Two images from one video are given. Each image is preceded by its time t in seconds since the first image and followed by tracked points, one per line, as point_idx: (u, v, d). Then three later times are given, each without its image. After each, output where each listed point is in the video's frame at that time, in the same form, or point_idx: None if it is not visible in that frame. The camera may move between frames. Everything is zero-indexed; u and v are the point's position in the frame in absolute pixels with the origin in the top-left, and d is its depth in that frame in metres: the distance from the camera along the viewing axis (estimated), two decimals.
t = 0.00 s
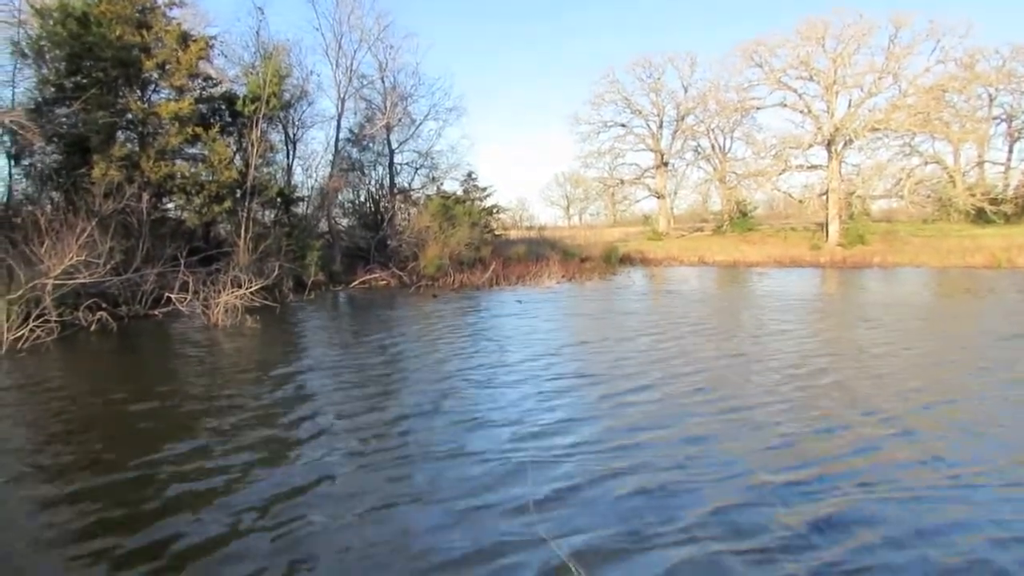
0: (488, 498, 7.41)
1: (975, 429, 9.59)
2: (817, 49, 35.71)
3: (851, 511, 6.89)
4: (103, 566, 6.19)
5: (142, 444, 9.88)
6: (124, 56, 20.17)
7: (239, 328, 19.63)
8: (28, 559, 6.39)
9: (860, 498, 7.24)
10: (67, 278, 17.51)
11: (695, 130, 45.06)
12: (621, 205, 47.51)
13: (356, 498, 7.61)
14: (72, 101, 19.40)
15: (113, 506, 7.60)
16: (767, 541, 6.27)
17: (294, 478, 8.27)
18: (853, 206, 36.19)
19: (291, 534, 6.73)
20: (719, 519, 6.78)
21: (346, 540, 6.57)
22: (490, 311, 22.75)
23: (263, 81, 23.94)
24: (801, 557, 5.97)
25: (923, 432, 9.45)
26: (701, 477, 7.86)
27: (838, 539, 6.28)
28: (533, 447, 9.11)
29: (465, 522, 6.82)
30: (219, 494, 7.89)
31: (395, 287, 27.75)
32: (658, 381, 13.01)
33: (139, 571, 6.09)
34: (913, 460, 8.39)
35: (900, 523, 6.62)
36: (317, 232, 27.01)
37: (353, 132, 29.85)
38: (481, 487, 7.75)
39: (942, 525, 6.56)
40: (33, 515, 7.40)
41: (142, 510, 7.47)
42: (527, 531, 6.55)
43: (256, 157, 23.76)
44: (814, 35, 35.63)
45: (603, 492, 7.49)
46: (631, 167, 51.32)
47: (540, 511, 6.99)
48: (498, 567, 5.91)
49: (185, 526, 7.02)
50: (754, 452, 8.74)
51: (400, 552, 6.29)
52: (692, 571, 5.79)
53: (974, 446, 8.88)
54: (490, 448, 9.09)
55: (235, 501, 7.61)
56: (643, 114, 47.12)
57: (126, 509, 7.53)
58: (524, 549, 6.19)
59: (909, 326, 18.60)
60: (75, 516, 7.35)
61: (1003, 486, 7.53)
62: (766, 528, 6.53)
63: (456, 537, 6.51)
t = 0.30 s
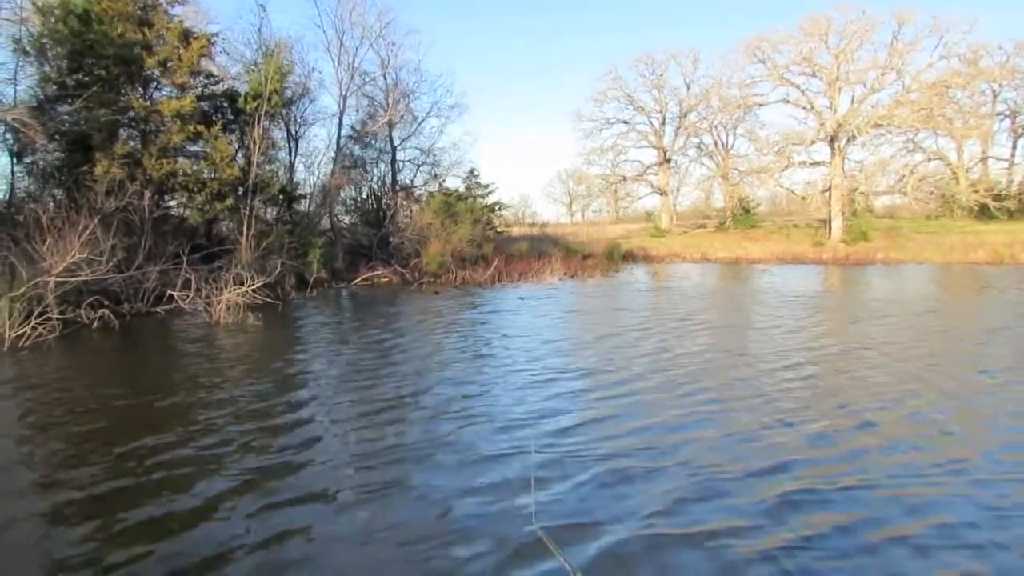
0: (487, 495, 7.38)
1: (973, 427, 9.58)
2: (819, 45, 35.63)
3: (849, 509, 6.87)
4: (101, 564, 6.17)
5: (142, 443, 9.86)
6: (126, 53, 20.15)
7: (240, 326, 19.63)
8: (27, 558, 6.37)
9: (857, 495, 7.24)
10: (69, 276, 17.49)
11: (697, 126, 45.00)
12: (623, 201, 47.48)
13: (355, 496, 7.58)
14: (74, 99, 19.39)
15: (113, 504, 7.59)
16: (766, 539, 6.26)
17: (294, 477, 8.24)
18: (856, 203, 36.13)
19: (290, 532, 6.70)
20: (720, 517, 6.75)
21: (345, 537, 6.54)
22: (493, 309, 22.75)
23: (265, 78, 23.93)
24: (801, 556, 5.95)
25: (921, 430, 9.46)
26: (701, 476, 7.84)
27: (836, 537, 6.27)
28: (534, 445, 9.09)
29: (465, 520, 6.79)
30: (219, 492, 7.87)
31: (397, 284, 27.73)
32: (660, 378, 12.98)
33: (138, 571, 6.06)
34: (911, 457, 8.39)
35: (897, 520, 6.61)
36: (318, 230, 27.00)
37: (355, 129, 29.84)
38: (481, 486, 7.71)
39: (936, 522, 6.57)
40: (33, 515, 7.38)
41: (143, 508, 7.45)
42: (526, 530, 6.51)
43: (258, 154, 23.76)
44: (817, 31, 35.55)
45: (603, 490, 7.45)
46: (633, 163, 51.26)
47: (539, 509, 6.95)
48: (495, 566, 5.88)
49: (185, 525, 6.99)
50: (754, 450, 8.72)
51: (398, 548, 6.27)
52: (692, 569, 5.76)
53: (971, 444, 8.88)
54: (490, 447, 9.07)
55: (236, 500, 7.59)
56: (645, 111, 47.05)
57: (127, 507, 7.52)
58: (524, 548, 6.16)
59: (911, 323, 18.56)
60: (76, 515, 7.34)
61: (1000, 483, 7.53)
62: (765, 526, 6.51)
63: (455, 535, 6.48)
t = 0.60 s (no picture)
0: (487, 493, 7.33)
1: (976, 426, 9.54)
2: (823, 44, 35.61)
3: (851, 508, 6.82)
4: (100, 559, 6.13)
5: (143, 440, 9.83)
6: (129, 51, 20.18)
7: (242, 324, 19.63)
8: (26, 552, 6.33)
9: (859, 494, 7.20)
10: (71, 273, 17.48)
11: (701, 125, 44.97)
12: (627, 201, 47.47)
13: (355, 494, 7.53)
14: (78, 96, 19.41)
15: (113, 500, 7.55)
16: (764, 536, 6.24)
17: (294, 475, 8.21)
18: (860, 202, 36.08)
19: (289, 529, 6.65)
20: (721, 515, 6.71)
21: (344, 535, 6.49)
22: (495, 307, 22.74)
23: (267, 76, 23.95)
24: (803, 554, 5.90)
25: (922, 429, 9.45)
26: (703, 475, 7.79)
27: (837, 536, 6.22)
28: (535, 444, 9.04)
29: (465, 518, 6.74)
30: (219, 488, 7.83)
31: (399, 283, 27.73)
32: (662, 378, 12.93)
33: (136, 567, 6.01)
34: (913, 456, 8.35)
35: (899, 518, 6.57)
36: (321, 228, 27.01)
37: (358, 127, 29.89)
38: (481, 483, 7.71)
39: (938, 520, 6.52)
40: (32, 510, 7.35)
41: (142, 504, 7.41)
42: (526, 527, 6.49)
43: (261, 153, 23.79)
44: (821, 30, 35.51)
45: (604, 489, 7.40)
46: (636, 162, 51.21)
47: (540, 508, 6.90)
48: (495, 564, 5.83)
49: (184, 521, 6.95)
50: (756, 449, 8.69)
51: (397, 546, 6.22)
52: (693, 567, 5.70)
53: (974, 443, 8.83)
54: (491, 445, 9.01)
55: (236, 497, 7.55)
56: (648, 110, 47.04)
57: (126, 503, 7.48)
58: (524, 545, 6.11)
59: (914, 323, 18.50)
60: (76, 511, 7.31)
61: (1002, 481, 7.49)
62: (766, 525, 6.46)
63: (454, 533, 6.42)
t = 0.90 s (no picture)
0: (492, 491, 7.29)
1: (978, 425, 9.52)
2: (824, 46, 35.69)
3: (856, 506, 6.79)
4: (102, 556, 6.13)
5: (145, 438, 9.78)
6: (131, 50, 20.17)
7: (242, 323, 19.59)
8: (28, 549, 6.32)
9: (862, 492, 7.18)
10: (71, 272, 17.43)
11: (702, 127, 45.05)
12: (628, 202, 47.55)
13: (360, 491, 7.48)
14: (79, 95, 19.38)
15: (115, 498, 7.50)
16: (767, 533, 6.26)
17: (297, 472, 8.15)
18: (860, 204, 36.17)
19: (294, 527, 6.62)
20: (728, 514, 6.66)
21: (348, 532, 6.43)
22: (496, 308, 22.74)
23: (269, 76, 23.93)
24: (811, 554, 5.85)
25: (925, 427, 9.46)
26: (707, 473, 7.76)
27: (843, 535, 6.18)
28: (539, 442, 9.00)
29: (470, 517, 6.70)
30: (222, 486, 7.78)
31: (399, 283, 27.71)
32: (664, 378, 12.89)
33: (140, 565, 5.96)
34: (915, 454, 8.34)
35: (905, 517, 6.54)
36: (321, 228, 26.99)
37: (359, 128, 29.90)
38: (483, 479, 7.71)
39: (943, 520, 6.49)
40: (33, 507, 7.29)
41: (145, 502, 7.35)
42: (529, 522, 6.49)
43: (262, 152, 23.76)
44: (822, 33, 35.60)
45: (609, 486, 7.36)
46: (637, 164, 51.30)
47: (544, 506, 6.85)
48: (501, 563, 5.78)
49: (187, 518, 6.90)
50: (759, 448, 8.67)
51: (402, 544, 6.16)
52: (701, 566, 5.67)
53: (977, 441, 8.81)
54: (495, 443, 8.97)
55: (238, 494, 7.49)
56: (649, 112, 47.12)
57: (129, 501, 7.42)
58: (529, 543, 6.09)
59: (916, 325, 18.51)
60: (78, 508, 7.25)
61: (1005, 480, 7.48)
62: (771, 524, 6.42)
63: (459, 531, 6.37)
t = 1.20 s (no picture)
0: (496, 496, 7.27)
1: (978, 429, 9.57)
2: (821, 50, 35.85)
3: (862, 510, 6.83)
4: (104, 560, 6.07)
5: (145, 439, 9.71)
6: (127, 49, 20.06)
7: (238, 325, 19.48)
8: (29, 553, 6.26)
9: (867, 495, 7.21)
10: (65, 272, 17.29)
11: (698, 130, 45.18)
12: (624, 204, 47.64)
13: (363, 495, 7.45)
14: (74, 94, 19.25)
15: (119, 501, 7.44)
16: (773, 537, 6.26)
17: (302, 475, 8.12)
18: (855, 207, 36.35)
19: (298, 531, 6.58)
20: (737, 519, 6.66)
21: (357, 538, 6.39)
22: (494, 310, 22.71)
23: (266, 76, 23.84)
24: (818, 557, 5.90)
25: (926, 430, 9.50)
26: (715, 476, 7.75)
27: (850, 539, 6.21)
28: (544, 445, 8.97)
29: (479, 521, 6.65)
30: (227, 489, 7.73)
31: (396, 284, 27.64)
32: (666, 380, 12.90)
33: (147, 569, 5.92)
34: (917, 458, 8.37)
35: (906, 519, 6.59)
36: (317, 229, 26.91)
37: (357, 129, 29.84)
38: (487, 483, 7.69)
39: (948, 523, 6.53)
40: (35, 511, 7.22)
41: (149, 505, 7.30)
42: (535, 527, 6.48)
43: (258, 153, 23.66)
44: (819, 37, 35.77)
45: (618, 490, 7.35)
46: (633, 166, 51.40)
47: (550, 510, 6.83)
48: (511, 568, 5.78)
49: (193, 522, 6.85)
50: (763, 451, 8.68)
51: (411, 548, 6.13)
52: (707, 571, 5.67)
53: (977, 444, 8.87)
54: (498, 446, 8.95)
55: (243, 498, 7.44)
56: (645, 114, 47.23)
57: (133, 504, 7.37)
58: (535, 548, 6.08)
59: (913, 328, 18.60)
60: (82, 511, 7.20)
61: (1007, 483, 7.53)
62: (781, 528, 6.43)
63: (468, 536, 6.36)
